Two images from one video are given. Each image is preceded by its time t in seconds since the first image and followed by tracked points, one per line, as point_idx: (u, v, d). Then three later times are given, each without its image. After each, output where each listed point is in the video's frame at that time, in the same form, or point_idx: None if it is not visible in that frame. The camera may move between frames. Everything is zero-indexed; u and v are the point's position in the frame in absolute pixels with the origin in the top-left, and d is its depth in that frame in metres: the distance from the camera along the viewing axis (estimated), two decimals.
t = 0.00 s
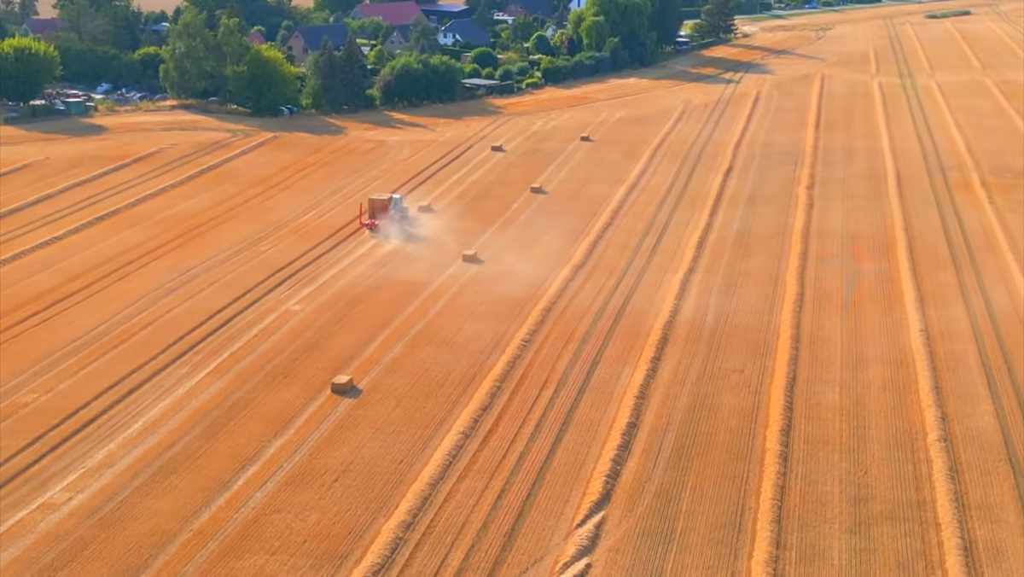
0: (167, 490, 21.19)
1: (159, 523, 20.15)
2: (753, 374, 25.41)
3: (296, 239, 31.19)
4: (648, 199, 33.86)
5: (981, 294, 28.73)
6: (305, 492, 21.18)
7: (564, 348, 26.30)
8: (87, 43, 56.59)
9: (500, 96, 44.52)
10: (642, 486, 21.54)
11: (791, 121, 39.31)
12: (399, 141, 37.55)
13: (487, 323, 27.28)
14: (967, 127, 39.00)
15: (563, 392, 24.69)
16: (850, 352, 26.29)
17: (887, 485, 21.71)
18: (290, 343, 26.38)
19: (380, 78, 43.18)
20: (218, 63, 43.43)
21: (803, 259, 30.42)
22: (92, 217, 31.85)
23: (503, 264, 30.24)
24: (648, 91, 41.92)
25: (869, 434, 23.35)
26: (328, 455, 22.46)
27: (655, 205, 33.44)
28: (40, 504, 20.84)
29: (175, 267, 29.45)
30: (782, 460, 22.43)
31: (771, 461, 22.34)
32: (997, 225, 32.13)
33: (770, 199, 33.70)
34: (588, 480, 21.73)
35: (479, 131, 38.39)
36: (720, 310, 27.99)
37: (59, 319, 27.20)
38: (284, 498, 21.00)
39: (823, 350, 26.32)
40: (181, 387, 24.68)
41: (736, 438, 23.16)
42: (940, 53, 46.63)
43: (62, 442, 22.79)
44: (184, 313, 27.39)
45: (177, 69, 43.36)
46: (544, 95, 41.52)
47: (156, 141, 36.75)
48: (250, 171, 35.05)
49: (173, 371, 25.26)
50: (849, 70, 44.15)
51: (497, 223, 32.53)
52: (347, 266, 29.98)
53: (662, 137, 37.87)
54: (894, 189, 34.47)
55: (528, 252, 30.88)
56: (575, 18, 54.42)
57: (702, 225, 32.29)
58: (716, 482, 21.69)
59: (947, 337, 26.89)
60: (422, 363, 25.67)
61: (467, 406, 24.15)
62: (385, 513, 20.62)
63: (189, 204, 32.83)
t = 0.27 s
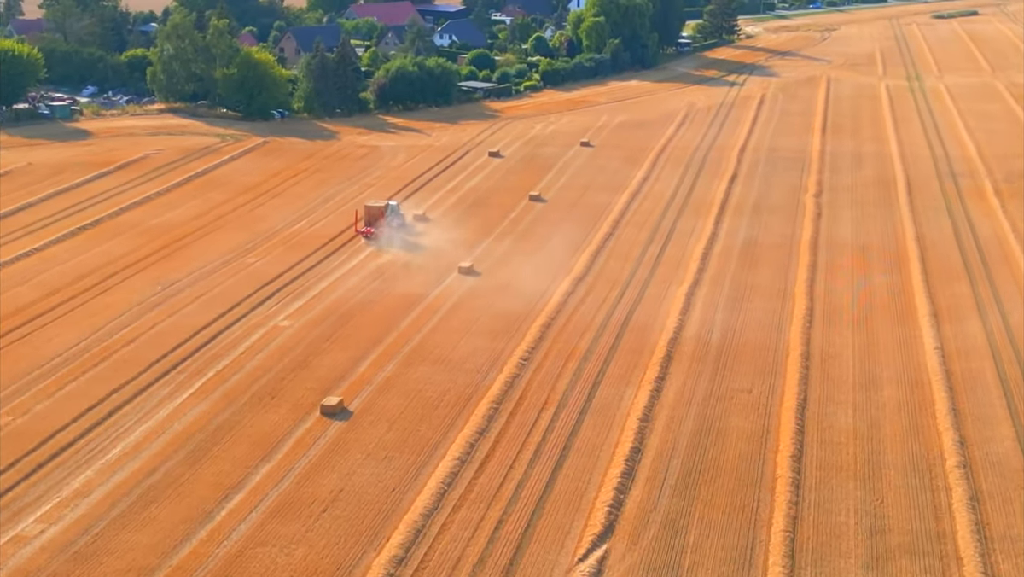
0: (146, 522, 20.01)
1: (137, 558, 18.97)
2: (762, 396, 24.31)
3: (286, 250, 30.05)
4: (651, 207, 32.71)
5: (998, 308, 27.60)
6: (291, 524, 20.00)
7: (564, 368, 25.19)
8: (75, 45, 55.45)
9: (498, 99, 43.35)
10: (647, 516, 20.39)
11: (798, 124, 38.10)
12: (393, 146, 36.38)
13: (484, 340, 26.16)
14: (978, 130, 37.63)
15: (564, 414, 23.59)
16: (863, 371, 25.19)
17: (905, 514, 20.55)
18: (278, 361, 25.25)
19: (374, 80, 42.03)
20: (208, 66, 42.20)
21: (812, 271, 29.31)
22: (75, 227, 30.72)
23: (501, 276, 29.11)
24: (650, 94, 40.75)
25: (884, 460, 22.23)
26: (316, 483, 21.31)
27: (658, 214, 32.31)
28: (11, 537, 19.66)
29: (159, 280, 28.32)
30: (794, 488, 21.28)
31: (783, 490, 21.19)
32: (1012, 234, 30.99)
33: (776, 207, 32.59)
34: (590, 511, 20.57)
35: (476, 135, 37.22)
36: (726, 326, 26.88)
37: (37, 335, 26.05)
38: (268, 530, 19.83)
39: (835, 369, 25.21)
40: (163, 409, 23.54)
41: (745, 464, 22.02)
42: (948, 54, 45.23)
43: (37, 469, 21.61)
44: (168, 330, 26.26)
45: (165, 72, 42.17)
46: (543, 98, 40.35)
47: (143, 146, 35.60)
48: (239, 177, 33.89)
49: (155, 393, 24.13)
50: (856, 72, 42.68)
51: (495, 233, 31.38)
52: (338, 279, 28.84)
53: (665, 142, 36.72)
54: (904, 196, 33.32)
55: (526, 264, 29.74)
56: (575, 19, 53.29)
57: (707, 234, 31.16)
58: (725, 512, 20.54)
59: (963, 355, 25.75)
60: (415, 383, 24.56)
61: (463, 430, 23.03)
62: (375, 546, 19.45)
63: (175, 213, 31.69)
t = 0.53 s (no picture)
0: (121, 557, 18.85)
1: None
2: (770, 418, 23.23)
3: (273, 262, 28.94)
4: (653, 216, 31.58)
5: (1014, 323, 26.50)
6: (274, 558, 18.82)
7: (563, 389, 24.10)
8: (59, 47, 54.08)
9: (495, 102, 42.22)
10: (652, 549, 19.23)
11: (803, 128, 36.95)
12: (385, 151, 35.23)
13: (479, 358, 25.07)
14: (988, 136, 36.51)
15: (563, 438, 22.50)
16: (875, 392, 24.11)
17: (923, 547, 19.38)
18: (263, 382, 24.14)
19: (367, 83, 40.88)
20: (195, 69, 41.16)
21: (820, 284, 28.23)
22: (54, 238, 29.59)
23: (497, 290, 28.00)
24: (650, 96, 39.60)
25: (900, 487, 21.13)
26: (302, 513, 20.15)
27: (660, 223, 31.22)
28: None
29: (141, 295, 27.21)
30: (806, 519, 20.13)
31: (794, 520, 20.03)
32: None
33: (782, 216, 31.51)
34: (591, 543, 19.41)
35: (471, 140, 36.07)
36: (732, 343, 25.80)
37: (13, 354, 24.94)
38: (250, 566, 18.65)
39: (846, 390, 24.13)
40: (142, 434, 22.43)
41: (754, 493, 20.89)
42: (955, 55, 44.01)
43: (7, 499, 20.48)
44: (148, 349, 25.17)
45: (151, 75, 41.06)
46: (540, 102, 39.21)
47: (127, 152, 34.47)
48: (226, 184, 32.74)
49: (134, 416, 23.03)
50: (862, 74, 41.63)
51: (490, 243, 30.27)
52: (328, 292, 27.73)
53: (666, 146, 35.60)
54: (914, 204, 32.19)
55: (523, 276, 28.63)
56: (573, 19, 52.13)
57: (711, 245, 30.06)
58: (734, 544, 19.37)
59: (979, 373, 24.65)
60: (407, 405, 23.48)
61: (457, 456, 21.93)
62: None
63: (159, 223, 30.57)
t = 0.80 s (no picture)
0: None
1: None
2: (780, 442, 22.16)
3: (261, 274, 27.84)
4: (655, 225, 30.48)
5: None
6: None
7: (563, 411, 23.02)
8: (43, 49, 52.80)
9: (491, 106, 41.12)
10: None
11: (809, 132, 35.81)
12: (378, 157, 34.09)
13: (476, 378, 23.99)
14: (999, 141, 35.33)
15: (563, 464, 21.42)
16: (889, 414, 23.07)
17: None
18: (249, 404, 23.06)
19: (360, 86, 39.78)
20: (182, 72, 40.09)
21: (830, 298, 27.17)
22: (34, 249, 28.49)
23: (494, 304, 26.91)
24: (651, 99, 38.47)
25: (918, 517, 20.01)
26: (288, 546, 19.01)
27: (662, 232, 30.12)
28: None
29: (124, 310, 26.10)
30: (820, 551, 18.98)
31: (808, 553, 18.87)
32: None
33: (789, 226, 30.44)
34: None
35: (467, 146, 34.94)
36: (739, 361, 24.73)
37: None
38: None
39: (859, 413, 23.08)
40: (121, 461, 21.34)
41: (766, 524, 19.75)
42: (963, 57, 42.77)
43: None
44: (130, 369, 24.09)
45: (137, 78, 40.18)
46: (538, 105, 38.08)
47: (111, 158, 33.35)
48: (213, 192, 31.61)
49: (112, 441, 21.94)
50: (868, 77, 40.23)
51: (487, 254, 29.18)
52: (317, 307, 26.63)
53: (668, 152, 34.49)
54: (925, 212, 31.07)
55: (521, 290, 27.54)
56: (571, 20, 51.00)
57: (716, 256, 28.96)
58: None
59: (998, 394, 23.57)
60: (400, 429, 22.41)
61: (451, 483, 20.83)
62: None
63: (144, 233, 29.46)
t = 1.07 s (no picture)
0: None
1: None
2: (791, 468, 21.09)
3: (248, 288, 26.75)
4: (657, 235, 29.41)
5: None
6: None
7: (563, 434, 21.95)
8: (27, 51, 51.46)
9: (487, 110, 39.97)
10: None
11: (815, 136, 34.71)
12: (371, 162, 32.97)
13: (471, 399, 22.93)
14: (1011, 145, 34.27)
15: (564, 491, 20.32)
16: (905, 438, 22.03)
17: None
18: (234, 428, 21.98)
19: (352, 90, 38.73)
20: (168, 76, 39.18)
21: (840, 312, 26.14)
22: (12, 261, 27.37)
23: (491, 319, 25.81)
24: (652, 102, 37.34)
25: (939, 549, 18.87)
26: None
27: (665, 243, 29.04)
28: None
29: (104, 327, 25.02)
30: None
31: None
32: None
33: (796, 236, 29.38)
34: None
35: (462, 151, 33.82)
36: (746, 381, 23.69)
37: None
38: None
39: (873, 436, 22.05)
40: (97, 489, 20.24)
41: (778, 556, 18.61)
42: (971, 59, 41.68)
43: None
44: (109, 390, 23.00)
45: (122, 82, 39.16)
46: (536, 109, 36.96)
47: (94, 164, 32.24)
48: (200, 200, 30.50)
49: (89, 467, 20.84)
50: (873, 79, 39.02)
51: (483, 266, 28.10)
52: (306, 322, 25.53)
53: (670, 157, 33.39)
54: (937, 221, 30.01)
55: (519, 303, 26.45)
56: (569, 21, 49.88)
57: (721, 268, 27.88)
58: None
59: (1018, 416, 22.52)
60: (392, 454, 21.33)
61: (446, 513, 19.69)
62: None
63: (126, 244, 28.36)
